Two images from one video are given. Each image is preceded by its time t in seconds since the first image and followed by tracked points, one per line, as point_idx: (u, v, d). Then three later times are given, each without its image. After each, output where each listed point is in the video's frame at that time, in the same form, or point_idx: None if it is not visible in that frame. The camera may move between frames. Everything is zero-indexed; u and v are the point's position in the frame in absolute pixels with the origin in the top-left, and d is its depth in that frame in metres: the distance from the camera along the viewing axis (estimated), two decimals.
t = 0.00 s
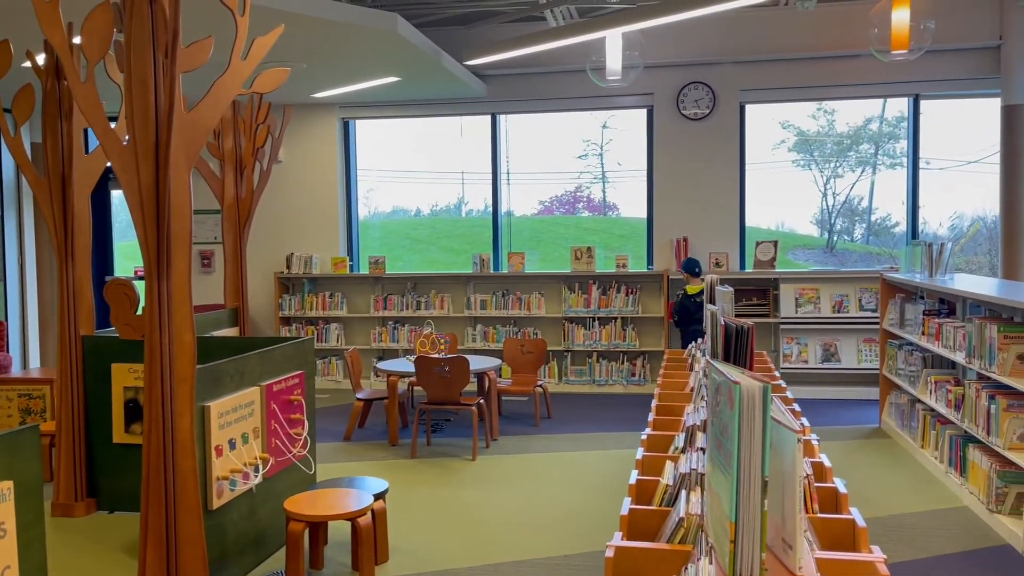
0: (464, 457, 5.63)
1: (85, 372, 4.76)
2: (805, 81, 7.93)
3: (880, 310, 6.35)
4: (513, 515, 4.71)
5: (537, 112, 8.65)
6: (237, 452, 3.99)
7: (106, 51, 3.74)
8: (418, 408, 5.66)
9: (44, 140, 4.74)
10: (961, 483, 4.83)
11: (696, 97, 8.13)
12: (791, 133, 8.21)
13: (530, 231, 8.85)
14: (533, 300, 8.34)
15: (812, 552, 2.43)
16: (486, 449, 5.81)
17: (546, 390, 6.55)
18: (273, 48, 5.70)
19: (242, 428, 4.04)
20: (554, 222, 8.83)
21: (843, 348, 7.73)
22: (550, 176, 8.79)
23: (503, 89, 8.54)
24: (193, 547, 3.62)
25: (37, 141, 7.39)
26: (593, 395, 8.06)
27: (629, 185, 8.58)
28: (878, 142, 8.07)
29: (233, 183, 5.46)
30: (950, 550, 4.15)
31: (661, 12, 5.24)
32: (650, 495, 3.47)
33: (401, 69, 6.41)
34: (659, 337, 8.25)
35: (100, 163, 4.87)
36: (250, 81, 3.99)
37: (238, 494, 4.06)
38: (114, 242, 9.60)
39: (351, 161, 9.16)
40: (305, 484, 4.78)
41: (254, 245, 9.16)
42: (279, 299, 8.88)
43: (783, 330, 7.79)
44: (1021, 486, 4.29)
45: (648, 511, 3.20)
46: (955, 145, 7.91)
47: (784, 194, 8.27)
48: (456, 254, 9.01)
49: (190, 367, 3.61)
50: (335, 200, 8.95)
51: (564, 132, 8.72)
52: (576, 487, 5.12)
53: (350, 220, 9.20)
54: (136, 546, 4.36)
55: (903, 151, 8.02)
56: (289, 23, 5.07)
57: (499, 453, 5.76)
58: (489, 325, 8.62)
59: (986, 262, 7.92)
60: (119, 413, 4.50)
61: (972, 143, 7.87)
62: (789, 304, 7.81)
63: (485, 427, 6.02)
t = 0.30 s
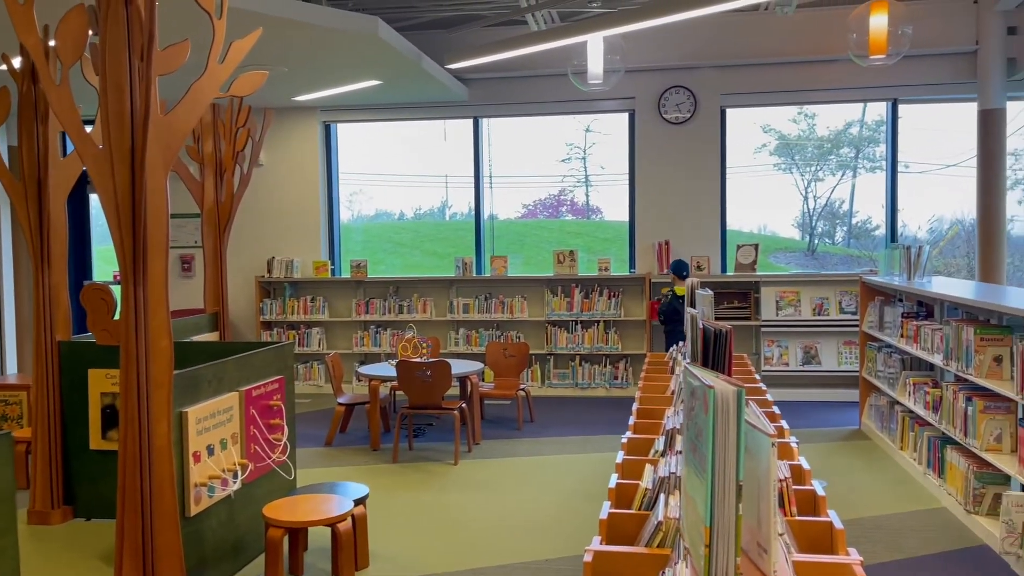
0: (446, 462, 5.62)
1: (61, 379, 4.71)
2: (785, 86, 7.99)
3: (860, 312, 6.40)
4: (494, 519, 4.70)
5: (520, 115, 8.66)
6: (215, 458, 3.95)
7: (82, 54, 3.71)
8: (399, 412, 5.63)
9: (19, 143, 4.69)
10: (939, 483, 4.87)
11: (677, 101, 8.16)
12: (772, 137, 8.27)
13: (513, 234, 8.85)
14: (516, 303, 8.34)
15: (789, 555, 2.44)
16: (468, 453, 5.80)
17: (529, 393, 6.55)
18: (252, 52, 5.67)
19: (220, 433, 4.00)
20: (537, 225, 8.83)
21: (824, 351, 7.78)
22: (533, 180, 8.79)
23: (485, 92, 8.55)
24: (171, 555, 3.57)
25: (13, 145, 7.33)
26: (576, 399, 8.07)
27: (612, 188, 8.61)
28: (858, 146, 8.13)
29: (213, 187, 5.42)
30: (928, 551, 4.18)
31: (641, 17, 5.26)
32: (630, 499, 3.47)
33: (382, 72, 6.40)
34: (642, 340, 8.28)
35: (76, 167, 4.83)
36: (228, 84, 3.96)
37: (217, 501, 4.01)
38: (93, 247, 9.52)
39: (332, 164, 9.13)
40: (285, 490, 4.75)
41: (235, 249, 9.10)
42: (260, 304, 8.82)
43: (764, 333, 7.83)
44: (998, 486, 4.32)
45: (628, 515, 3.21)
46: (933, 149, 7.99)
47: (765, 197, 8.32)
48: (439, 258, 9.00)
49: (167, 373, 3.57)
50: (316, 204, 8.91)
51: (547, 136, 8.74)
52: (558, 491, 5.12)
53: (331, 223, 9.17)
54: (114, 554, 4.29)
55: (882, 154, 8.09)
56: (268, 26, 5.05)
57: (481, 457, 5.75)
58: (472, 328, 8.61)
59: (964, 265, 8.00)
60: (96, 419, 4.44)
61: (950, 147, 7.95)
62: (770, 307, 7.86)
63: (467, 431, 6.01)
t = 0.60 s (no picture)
0: (429, 467, 5.60)
1: (39, 384, 4.66)
2: (768, 90, 8.04)
3: (842, 316, 6.44)
4: (476, 524, 4.68)
5: (505, 119, 8.66)
6: (194, 465, 3.91)
7: (58, 58, 3.68)
8: (382, 417, 5.61)
9: None
10: (919, 486, 4.90)
11: (660, 105, 8.19)
12: (755, 141, 8.31)
13: (497, 238, 8.85)
14: (500, 308, 8.34)
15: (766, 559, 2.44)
16: (451, 458, 5.79)
17: (513, 398, 6.54)
18: (232, 56, 5.65)
19: (200, 440, 3.96)
20: (522, 229, 8.83)
21: (806, 354, 7.81)
22: (517, 184, 8.79)
23: (469, 96, 8.55)
24: (149, 561, 3.54)
25: None
26: (561, 403, 8.06)
27: (598, 192, 8.62)
28: (841, 150, 8.18)
29: (195, 192, 5.38)
30: (907, 553, 4.21)
31: (623, 23, 5.28)
32: (611, 503, 3.46)
33: (365, 76, 6.39)
34: (625, 344, 8.29)
35: (55, 172, 4.81)
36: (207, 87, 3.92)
37: (196, 508, 3.97)
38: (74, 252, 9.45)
39: (315, 168, 9.11)
40: (266, 496, 4.70)
41: (218, 253, 9.06)
42: (242, 308, 8.77)
43: (747, 336, 7.86)
44: (977, 489, 4.35)
45: (607, 520, 3.19)
46: (915, 153, 8.05)
47: (749, 201, 8.35)
48: (423, 262, 8.98)
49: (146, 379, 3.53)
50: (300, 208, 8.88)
51: (531, 140, 8.74)
52: (541, 495, 5.11)
53: (315, 228, 9.14)
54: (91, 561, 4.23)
55: (864, 159, 8.15)
56: (248, 30, 5.04)
57: (464, 462, 5.73)
58: (456, 333, 8.60)
59: (945, 268, 8.06)
60: (73, 425, 4.48)
61: (931, 152, 8.02)
62: (753, 310, 7.90)
63: (450, 436, 6.00)
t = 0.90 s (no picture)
0: (414, 472, 5.59)
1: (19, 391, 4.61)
2: (753, 95, 8.08)
3: (826, 320, 6.47)
4: (460, 529, 4.67)
5: (490, 123, 8.66)
6: (176, 472, 3.88)
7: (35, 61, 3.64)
8: (367, 422, 5.60)
9: None
10: (902, 488, 4.92)
11: (645, 110, 8.22)
12: (740, 146, 8.34)
13: (483, 242, 8.84)
14: (485, 312, 8.33)
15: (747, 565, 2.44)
16: (436, 463, 5.78)
17: (498, 402, 6.54)
18: (215, 60, 5.62)
19: (181, 446, 3.93)
20: (508, 233, 8.82)
21: (791, 357, 7.85)
22: (504, 188, 8.80)
23: (454, 101, 8.55)
24: None
25: None
26: (547, 407, 8.07)
27: (584, 196, 8.63)
28: (825, 154, 8.23)
29: (178, 196, 5.34)
30: (889, 556, 4.22)
31: (605, 28, 5.29)
32: (593, 509, 3.45)
33: (350, 80, 6.38)
34: (611, 347, 8.30)
35: (35, 176, 4.76)
36: (188, 91, 3.90)
37: (177, 514, 3.94)
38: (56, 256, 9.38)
39: (300, 172, 9.09)
40: (248, 502, 4.68)
41: (202, 257, 9.02)
42: (227, 313, 8.73)
43: (732, 340, 7.89)
44: (959, 491, 4.37)
45: (589, 526, 3.17)
46: (898, 157, 8.10)
47: (734, 205, 8.38)
48: (409, 266, 8.97)
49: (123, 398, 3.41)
50: (284, 212, 8.86)
51: (517, 143, 8.75)
52: (525, 500, 5.11)
53: (300, 232, 9.12)
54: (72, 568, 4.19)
55: (848, 163, 8.20)
56: (230, 34, 5.02)
57: (449, 467, 5.73)
58: (442, 337, 8.58)
59: (929, 272, 8.12)
60: (53, 431, 4.42)
61: (914, 156, 8.07)
62: (738, 314, 7.93)
63: (435, 441, 5.98)
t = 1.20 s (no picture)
0: (399, 477, 5.57)
1: None
2: (739, 100, 8.11)
3: (810, 323, 6.50)
4: (444, 535, 4.66)
5: (477, 127, 8.66)
6: (157, 478, 3.84)
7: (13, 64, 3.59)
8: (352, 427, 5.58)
9: None
10: (886, 491, 4.94)
11: (631, 114, 8.24)
12: (726, 150, 8.38)
13: (469, 246, 8.84)
14: (472, 316, 8.33)
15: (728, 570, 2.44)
16: (421, 468, 5.77)
17: (484, 406, 6.53)
18: (198, 63, 5.60)
19: (163, 452, 3.90)
20: (495, 237, 8.82)
21: (776, 361, 7.88)
22: (491, 192, 8.79)
23: (441, 104, 8.55)
24: None
25: None
26: (533, 411, 8.07)
27: (571, 200, 8.64)
28: (811, 158, 8.27)
29: (161, 199, 5.30)
30: (872, 559, 4.24)
31: (589, 33, 5.30)
32: (576, 514, 3.45)
33: (335, 84, 6.37)
34: (597, 351, 8.31)
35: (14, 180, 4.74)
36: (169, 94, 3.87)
37: (159, 521, 3.91)
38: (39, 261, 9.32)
39: (286, 176, 9.06)
40: (231, 508, 4.65)
41: (187, 262, 8.98)
42: (212, 317, 8.69)
43: (718, 344, 7.91)
44: (941, 494, 4.39)
45: (572, 531, 3.16)
46: (882, 162, 8.16)
47: (720, 209, 8.41)
48: (395, 270, 8.95)
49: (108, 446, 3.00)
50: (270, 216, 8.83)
51: (504, 147, 8.76)
52: (510, 505, 5.10)
53: (285, 236, 9.09)
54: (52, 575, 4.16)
55: (833, 167, 8.24)
56: (212, 38, 4.99)
57: (434, 471, 5.71)
58: (428, 341, 8.57)
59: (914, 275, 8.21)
60: (34, 437, 4.35)
61: (898, 159, 8.13)
62: (723, 317, 7.96)
63: (421, 446, 5.97)
